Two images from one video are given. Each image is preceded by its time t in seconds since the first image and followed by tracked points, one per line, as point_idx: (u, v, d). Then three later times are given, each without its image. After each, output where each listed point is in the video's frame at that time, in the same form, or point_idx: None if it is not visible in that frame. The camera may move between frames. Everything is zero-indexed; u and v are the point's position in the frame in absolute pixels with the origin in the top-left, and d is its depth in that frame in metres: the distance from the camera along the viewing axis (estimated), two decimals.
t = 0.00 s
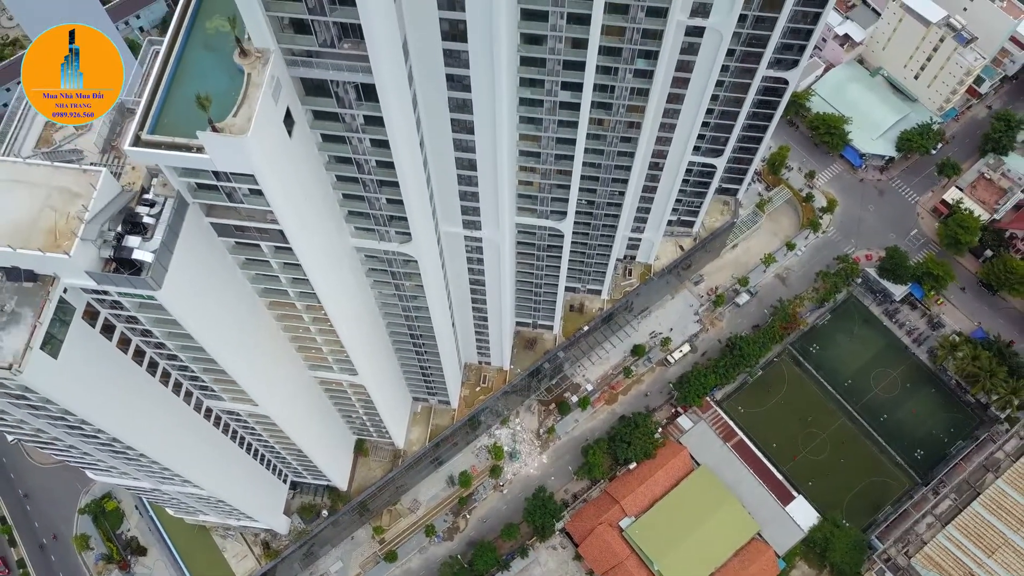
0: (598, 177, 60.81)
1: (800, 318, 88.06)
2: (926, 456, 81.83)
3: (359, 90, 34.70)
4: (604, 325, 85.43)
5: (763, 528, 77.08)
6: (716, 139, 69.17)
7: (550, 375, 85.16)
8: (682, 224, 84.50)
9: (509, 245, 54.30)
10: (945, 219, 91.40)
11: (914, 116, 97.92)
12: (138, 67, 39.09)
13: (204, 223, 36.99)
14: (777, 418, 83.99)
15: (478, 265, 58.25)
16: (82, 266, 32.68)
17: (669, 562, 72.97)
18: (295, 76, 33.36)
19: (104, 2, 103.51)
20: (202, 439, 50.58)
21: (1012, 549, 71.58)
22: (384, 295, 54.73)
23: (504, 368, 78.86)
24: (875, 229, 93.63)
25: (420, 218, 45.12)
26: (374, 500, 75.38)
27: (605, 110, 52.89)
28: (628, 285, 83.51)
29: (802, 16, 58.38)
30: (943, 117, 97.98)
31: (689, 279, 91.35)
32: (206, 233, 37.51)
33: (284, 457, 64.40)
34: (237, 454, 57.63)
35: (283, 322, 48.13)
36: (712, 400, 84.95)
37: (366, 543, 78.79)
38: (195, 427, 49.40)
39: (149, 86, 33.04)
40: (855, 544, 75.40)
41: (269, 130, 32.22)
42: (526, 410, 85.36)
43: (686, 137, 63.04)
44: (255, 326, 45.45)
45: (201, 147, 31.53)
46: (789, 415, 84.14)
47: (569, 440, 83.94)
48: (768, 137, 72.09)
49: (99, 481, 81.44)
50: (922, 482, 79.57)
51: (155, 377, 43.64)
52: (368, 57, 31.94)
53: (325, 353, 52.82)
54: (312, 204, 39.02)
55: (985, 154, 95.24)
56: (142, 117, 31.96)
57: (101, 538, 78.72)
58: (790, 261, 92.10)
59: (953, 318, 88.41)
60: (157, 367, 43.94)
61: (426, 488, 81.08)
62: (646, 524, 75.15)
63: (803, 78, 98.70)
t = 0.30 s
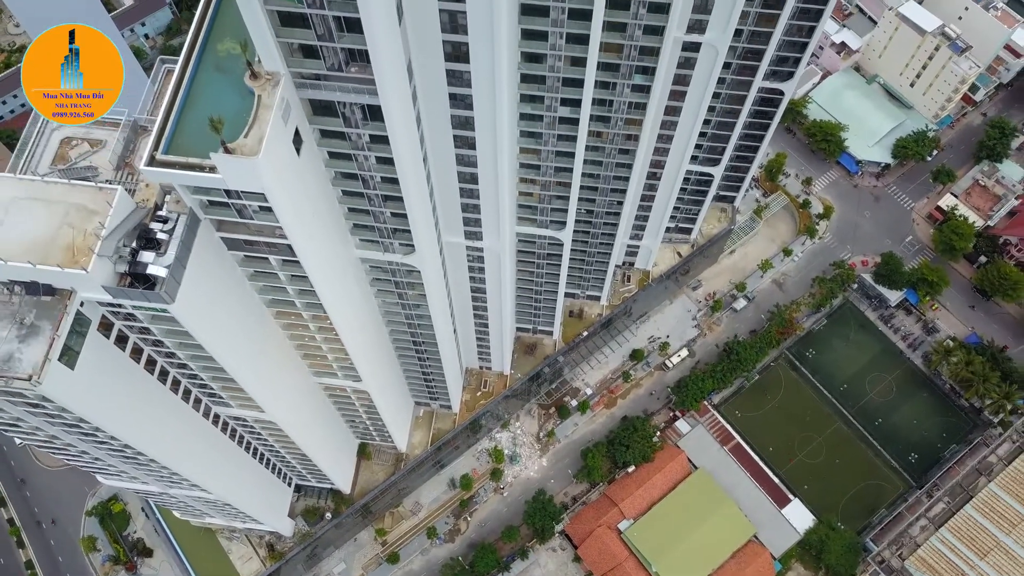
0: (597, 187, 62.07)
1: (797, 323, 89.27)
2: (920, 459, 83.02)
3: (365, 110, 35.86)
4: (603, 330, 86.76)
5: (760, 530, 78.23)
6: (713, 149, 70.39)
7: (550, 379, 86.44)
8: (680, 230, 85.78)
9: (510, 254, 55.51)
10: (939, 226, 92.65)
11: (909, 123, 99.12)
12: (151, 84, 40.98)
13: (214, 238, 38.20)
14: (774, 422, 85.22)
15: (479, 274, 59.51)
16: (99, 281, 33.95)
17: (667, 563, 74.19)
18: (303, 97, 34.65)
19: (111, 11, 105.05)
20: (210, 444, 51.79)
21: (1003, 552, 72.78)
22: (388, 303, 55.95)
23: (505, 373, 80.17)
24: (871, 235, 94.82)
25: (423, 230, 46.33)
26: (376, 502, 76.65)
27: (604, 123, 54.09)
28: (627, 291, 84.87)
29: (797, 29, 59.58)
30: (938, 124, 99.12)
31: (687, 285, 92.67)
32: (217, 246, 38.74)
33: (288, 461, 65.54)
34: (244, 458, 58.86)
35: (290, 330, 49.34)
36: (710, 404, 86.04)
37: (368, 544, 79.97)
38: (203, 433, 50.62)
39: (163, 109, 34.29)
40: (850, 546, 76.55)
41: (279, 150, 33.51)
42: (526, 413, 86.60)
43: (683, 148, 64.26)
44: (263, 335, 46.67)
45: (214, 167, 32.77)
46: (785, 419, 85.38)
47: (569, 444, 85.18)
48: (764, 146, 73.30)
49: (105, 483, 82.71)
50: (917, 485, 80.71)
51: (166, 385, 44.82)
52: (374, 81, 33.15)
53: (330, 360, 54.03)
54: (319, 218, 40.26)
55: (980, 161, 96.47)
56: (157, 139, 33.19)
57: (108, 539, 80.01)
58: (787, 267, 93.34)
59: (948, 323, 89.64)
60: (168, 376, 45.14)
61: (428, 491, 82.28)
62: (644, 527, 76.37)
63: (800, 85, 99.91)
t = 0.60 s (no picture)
0: (595, 198, 63.56)
1: (792, 329, 90.64)
2: (913, 463, 84.55)
3: (371, 132, 37.22)
4: (602, 335, 88.21)
5: (755, 533, 79.68)
6: (709, 159, 71.80)
7: (549, 384, 87.82)
8: (677, 238, 87.21)
9: (510, 265, 57.03)
10: (933, 232, 94.04)
11: (904, 131, 100.51)
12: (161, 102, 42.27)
13: (225, 253, 39.58)
14: (769, 426, 86.62)
15: (480, 283, 61.01)
16: (116, 297, 35.41)
17: (664, 565, 75.61)
18: (311, 120, 36.13)
19: (115, 19, 106.48)
20: (218, 450, 53.20)
21: (994, 555, 73.52)
22: (391, 312, 57.41)
23: (505, 379, 81.62)
24: (866, 242, 96.22)
25: (426, 243, 47.85)
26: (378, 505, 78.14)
27: (602, 137, 55.55)
28: (625, 298, 86.41)
29: (790, 44, 60.98)
30: (932, 132, 100.50)
31: (684, 291, 94.09)
32: (228, 261, 40.20)
33: (293, 465, 66.92)
34: (250, 463, 60.26)
35: (296, 340, 50.78)
36: (707, 408, 87.43)
37: (370, 546, 81.18)
38: (212, 439, 52.00)
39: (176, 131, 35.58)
40: (843, 549, 78.05)
41: (288, 171, 34.96)
42: (526, 417, 87.98)
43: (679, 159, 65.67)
44: (270, 345, 48.15)
45: (225, 187, 34.10)
46: (781, 423, 86.78)
47: (567, 447, 86.60)
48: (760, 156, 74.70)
49: (112, 486, 84.08)
50: (909, 489, 82.32)
51: (177, 394, 46.19)
52: (379, 105, 34.52)
53: (334, 369, 55.50)
54: (325, 233, 41.68)
55: (973, 168, 97.88)
56: (170, 161, 34.48)
57: (115, 541, 81.38)
58: (782, 273, 94.74)
59: (941, 329, 91.05)
60: (179, 385, 46.56)
61: (429, 493, 83.65)
62: (642, 529, 77.76)
63: (796, 93, 101.23)
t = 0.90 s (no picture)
0: (593, 208, 64.92)
1: (788, 334, 91.97)
2: (907, 466, 85.81)
3: (375, 150, 38.43)
4: (600, 340, 89.58)
5: (751, 535, 80.96)
6: (705, 168, 73.20)
7: (548, 388, 89.09)
8: (675, 245, 88.59)
9: (510, 274, 58.33)
10: (928, 239, 95.36)
11: (899, 138, 101.77)
12: (172, 117, 44.06)
13: (234, 266, 40.82)
14: (765, 430, 87.88)
15: (481, 291, 62.32)
16: (130, 309, 36.74)
17: (661, 567, 76.83)
18: (318, 138, 37.42)
19: (121, 26, 107.77)
20: (224, 455, 54.44)
21: (985, 556, 74.86)
22: (393, 319, 58.67)
23: (504, 383, 82.98)
24: (861, 247, 97.50)
25: (428, 254, 49.14)
26: (381, 507, 79.50)
27: (599, 148, 56.94)
28: (623, 303, 87.84)
29: (785, 57, 62.30)
30: (927, 139, 101.80)
31: (681, 296, 95.38)
32: (236, 274, 41.43)
33: (297, 468, 68.15)
34: (256, 467, 61.48)
35: (301, 347, 52.03)
36: (703, 412, 88.76)
37: (372, 548, 82.42)
38: (218, 445, 53.18)
39: (188, 149, 36.84)
40: (838, 551, 79.35)
41: (296, 188, 36.22)
42: (526, 421, 89.30)
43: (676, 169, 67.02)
44: (276, 352, 49.43)
45: (236, 204, 35.33)
46: (777, 426, 88.08)
47: (566, 450, 87.88)
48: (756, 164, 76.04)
49: (117, 488, 85.42)
50: (903, 491, 83.61)
51: (186, 402, 47.43)
52: (384, 125, 35.83)
53: (338, 375, 56.77)
54: (331, 246, 42.95)
55: (967, 175, 99.23)
56: (183, 178, 35.74)
57: (121, 542, 82.64)
58: (779, 278, 96.02)
59: (935, 334, 92.36)
60: (188, 392, 47.80)
61: (430, 496, 84.90)
62: (640, 531, 79.01)
63: (793, 100, 102.53)
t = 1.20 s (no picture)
0: (591, 218, 66.39)
1: (784, 339, 93.41)
2: (900, 470, 87.22)
3: (381, 168, 39.94)
4: (599, 345, 91.07)
5: (747, 538, 82.37)
6: (702, 178, 74.72)
7: (547, 392, 90.51)
8: (672, 251, 90.10)
9: (510, 283, 59.76)
10: (922, 245, 96.77)
11: (894, 145, 103.16)
12: (183, 134, 45.35)
13: (243, 279, 42.22)
14: (762, 434, 89.30)
15: (482, 299, 63.77)
16: (145, 322, 38.19)
17: (658, 568, 78.23)
18: (326, 157, 38.87)
19: (127, 34, 109.29)
20: (232, 460, 55.82)
21: (976, 558, 76.23)
22: (396, 327, 60.09)
23: (505, 388, 84.48)
24: (856, 253, 98.93)
25: (431, 265, 50.56)
26: (383, 510, 80.95)
27: (598, 161, 58.45)
28: (621, 309, 89.33)
29: (779, 70, 63.86)
30: (922, 146, 103.19)
31: (679, 301, 96.84)
32: (246, 287, 42.88)
33: (301, 472, 69.54)
34: (261, 471, 62.86)
35: (307, 356, 53.43)
36: (701, 416, 90.15)
37: (375, 549, 83.89)
38: (226, 451, 54.56)
39: (200, 168, 38.19)
40: (832, 553, 80.66)
41: (304, 206, 37.66)
42: (525, 425, 90.77)
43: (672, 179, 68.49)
44: (283, 361, 50.85)
45: (246, 222, 36.74)
46: (773, 430, 89.47)
47: (566, 453, 89.33)
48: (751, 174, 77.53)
49: (124, 490, 86.89)
50: (896, 494, 85.05)
51: (195, 409, 48.81)
52: (389, 145, 37.30)
53: (343, 382, 58.16)
54: (337, 260, 44.37)
55: (961, 182, 100.64)
56: (195, 197, 37.18)
57: (127, 544, 84.09)
58: (775, 284, 97.39)
59: (929, 339, 93.77)
60: (197, 400, 49.19)
61: (431, 498, 86.28)
62: (637, 533, 80.38)
63: (789, 108, 103.99)
